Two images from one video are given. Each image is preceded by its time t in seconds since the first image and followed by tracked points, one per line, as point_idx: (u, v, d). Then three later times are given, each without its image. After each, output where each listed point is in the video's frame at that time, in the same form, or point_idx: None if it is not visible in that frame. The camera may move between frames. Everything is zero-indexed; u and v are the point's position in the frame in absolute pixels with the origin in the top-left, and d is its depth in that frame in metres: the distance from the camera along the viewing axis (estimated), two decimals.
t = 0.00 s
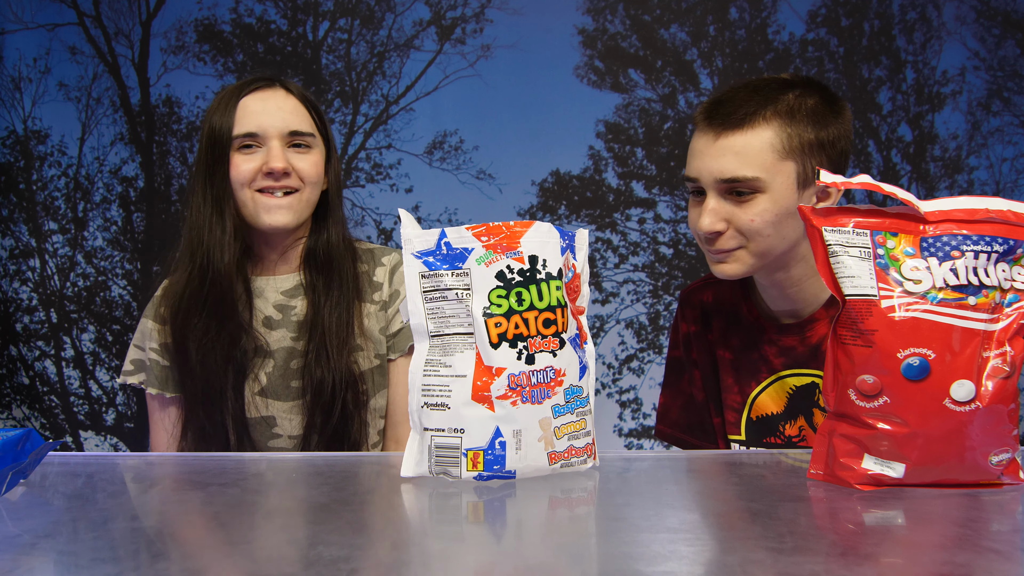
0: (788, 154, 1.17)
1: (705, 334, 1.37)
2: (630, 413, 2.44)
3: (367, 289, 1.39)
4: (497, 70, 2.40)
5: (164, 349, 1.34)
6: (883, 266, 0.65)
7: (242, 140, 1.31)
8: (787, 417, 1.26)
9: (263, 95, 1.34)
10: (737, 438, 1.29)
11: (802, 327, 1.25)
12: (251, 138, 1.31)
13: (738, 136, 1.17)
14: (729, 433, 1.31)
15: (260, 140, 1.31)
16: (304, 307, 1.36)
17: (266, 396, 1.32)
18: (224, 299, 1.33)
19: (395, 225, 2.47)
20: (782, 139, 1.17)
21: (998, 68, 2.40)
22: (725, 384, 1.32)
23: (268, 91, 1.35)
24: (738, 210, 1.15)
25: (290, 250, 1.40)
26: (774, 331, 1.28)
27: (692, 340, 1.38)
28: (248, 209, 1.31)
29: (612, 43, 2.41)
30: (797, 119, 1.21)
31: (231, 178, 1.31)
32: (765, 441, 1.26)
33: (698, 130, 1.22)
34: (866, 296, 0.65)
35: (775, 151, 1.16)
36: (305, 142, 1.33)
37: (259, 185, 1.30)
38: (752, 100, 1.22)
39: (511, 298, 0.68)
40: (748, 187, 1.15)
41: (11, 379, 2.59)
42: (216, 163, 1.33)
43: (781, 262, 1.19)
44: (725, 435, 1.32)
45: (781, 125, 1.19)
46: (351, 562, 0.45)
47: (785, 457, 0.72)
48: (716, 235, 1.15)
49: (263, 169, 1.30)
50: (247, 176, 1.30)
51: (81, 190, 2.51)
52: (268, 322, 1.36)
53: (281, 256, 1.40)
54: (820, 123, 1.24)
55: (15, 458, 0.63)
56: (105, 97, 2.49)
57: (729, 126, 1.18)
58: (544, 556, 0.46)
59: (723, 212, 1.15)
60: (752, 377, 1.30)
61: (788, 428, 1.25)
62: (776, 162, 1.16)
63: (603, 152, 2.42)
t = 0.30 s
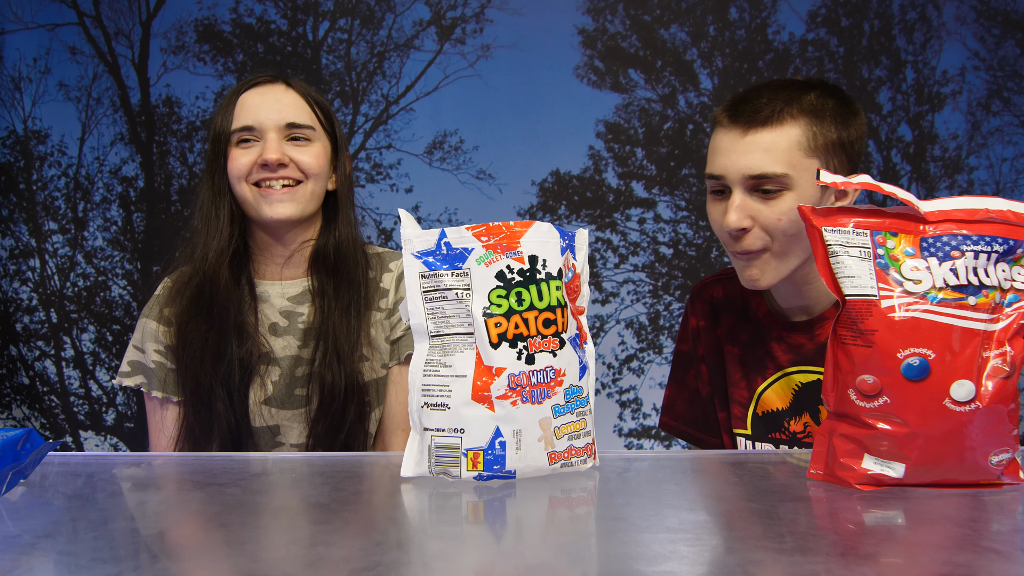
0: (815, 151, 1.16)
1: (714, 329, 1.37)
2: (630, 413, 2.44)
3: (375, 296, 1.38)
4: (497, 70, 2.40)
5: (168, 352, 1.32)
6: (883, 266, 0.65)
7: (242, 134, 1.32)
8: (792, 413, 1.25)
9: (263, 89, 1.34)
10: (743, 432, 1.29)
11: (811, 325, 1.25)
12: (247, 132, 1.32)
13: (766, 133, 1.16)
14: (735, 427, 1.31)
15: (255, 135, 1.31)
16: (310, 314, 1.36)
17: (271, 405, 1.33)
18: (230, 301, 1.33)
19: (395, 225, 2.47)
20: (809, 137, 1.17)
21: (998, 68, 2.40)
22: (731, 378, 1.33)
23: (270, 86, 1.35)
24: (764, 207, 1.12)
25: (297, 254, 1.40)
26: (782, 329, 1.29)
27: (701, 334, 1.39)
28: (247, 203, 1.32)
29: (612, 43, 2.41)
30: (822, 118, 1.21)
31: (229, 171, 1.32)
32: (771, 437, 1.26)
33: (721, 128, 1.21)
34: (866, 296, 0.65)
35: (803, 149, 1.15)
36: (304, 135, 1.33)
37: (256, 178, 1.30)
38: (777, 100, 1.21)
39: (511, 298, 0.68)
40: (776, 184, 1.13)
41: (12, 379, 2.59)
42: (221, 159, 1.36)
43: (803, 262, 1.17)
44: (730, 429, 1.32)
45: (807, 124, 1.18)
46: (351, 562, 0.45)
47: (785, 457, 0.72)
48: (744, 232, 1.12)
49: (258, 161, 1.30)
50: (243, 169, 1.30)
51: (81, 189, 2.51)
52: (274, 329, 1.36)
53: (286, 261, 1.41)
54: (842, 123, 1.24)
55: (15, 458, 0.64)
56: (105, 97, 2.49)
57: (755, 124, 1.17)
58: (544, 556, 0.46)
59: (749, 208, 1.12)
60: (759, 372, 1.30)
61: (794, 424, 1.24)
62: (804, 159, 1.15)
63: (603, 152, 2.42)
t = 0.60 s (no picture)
0: (834, 153, 1.17)
1: (720, 324, 1.38)
2: (630, 413, 2.44)
3: (376, 302, 1.37)
4: (497, 70, 2.40)
5: (163, 345, 1.33)
6: (883, 267, 0.65)
7: (248, 130, 1.31)
8: (796, 406, 1.25)
9: (272, 86, 1.35)
10: (747, 425, 1.29)
11: (814, 318, 1.25)
12: (253, 129, 1.31)
13: (788, 136, 1.15)
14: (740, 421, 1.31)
15: (260, 132, 1.31)
16: (308, 319, 1.36)
17: (266, 410, 1.33)
18: (230, 300, 1.33)
19: (395, 225, 2.47)
20: (828, 141, 1.17)
21: (998, 68, 2.40)
22: (736, 372, 1.33)
23: (280, 84, 1.36)
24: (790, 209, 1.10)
25: (298, 257, 1.41)
26: (787, 324, 1.29)
27: (709, 329, 1.40)
28: (250, 199, 1.30)
29: (612, 43, 2.41)
30: (837, 122, 1.21)
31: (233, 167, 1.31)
32: (776, 430, 1.26)
33: (739, 133, 1.19)
34: (866, 296, 0.65)
35: (824, 151, 1.15)
36: (310, 134, 1.33)
37: (261, 175, 1.28)
38: (792, 105, 1.21)
39: (511, 298, 0.68)
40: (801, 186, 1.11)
41: (12, 379, 2.58)
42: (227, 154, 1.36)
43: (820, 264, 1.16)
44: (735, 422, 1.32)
45: (825, 127, 1.18)
46: (351, 561, 0.45)
47: (785, 457, 0.72)
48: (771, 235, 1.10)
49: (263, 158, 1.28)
50: (249, 166, 1.28)
51: (81, 189, 2.51)
52: (271, 331, 1.35)
53: (284, 264, 1.41)
54: (855, 125, 1.25)
55: (15, 458, 0.64)
56: (105, 97, 2.49)
57: (774, 127, 1.16)
58: (544, 556, 0.46)
59: (775, 211, 1.10)
60: (762, 367, 1.30)
61: (798, 416, 1.24)
62: (825, 161, 1.15)
63: (603, 152, 2.42)
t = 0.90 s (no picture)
0: (825, 158, 1.18)
1: (718, 328, 1.39)
2: (630, 413, 2.44)
3: (376, 301, 1.37)
4: (497, 70, 2.40)
5: (163, 344, 1.32)
6: (883, 267, 0.65)
7: (255, 132, 1.31)
8: (794, 410, 1.25)
9: (280, 89, 1.36)
10: (747, 430, 1.29)
11: (810, 322, 1.25)
12: (261, 130, 1.31)
13: (779, 146, 1.15)
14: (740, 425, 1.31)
15: (269, 133, 1.31)
16: (309, 319, 1.36)
17: (266, 409, 1.32)
18: (233, 299, 1.33)
19: (395, 225, 2.47)
20: (818, 148, 1.17)
21: (998, 68, 2.40)
22: (736, 376, 1.33)
23: (287, 87, 1.37)
24: (787, 219, 1.09)
25: (299, 258, 1.41)
26: (784, 326, 1.29)
27: (707, 333, 1.41)
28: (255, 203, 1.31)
29: (612, 43, 2.41)
30: (824, 127, 1.22)
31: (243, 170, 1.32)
32: (776, 433, 1.26)
33: (729, 145, 1.19)
34: (866, 296, 0.65)
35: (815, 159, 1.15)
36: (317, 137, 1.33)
37: (267, 179, 1.29)
38: (778, 115, 1.21)
39: (511, 298, 0.68)
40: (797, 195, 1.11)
41: (12, 379, 2.58)
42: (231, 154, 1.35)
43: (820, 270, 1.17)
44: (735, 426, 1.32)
45: (813, 134, 1.19)
46: (351, 562, 0.45)
47: (785, 457, 0.72)
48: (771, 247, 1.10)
49: (272, 161, 1.29)
50: (260, 169, 1.29)
51: (81, 189, 2.51)
52: (272, 331, 1.35)
53: (286, 264, 1.41)
54: (838, 125, 1.26)
55: (15, 458, 0.64)
56: (105, 97, 2.49)
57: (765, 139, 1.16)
58: (544, 556, 0.46)
59: (773, 222, 1.10)
60: (761, 370, 1.30)
61: (797, 420, 1.24)
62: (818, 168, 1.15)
63: (603, 152, 2.42)
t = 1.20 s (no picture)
0: (801, 167, 1.17)
1: (706, 333, 1.40)
2: (630, 413, 2.44)
3: (376, 299, 1.37)
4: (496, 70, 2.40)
5: (167, 343, 1.32)
6: (883, 266, 0.65)
7: (258, 133, 1.32)
8: (787, 416, 1.26)
9: (282, 91, 1.36)
10: (741, 437, 1.29)
11: (798, 328, 1.26)
12: (263, 131, 1.31)
13: (754, 159, 1.14)
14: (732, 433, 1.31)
15: (270, 133, 1.31)
16: (310, 318, 1.36)
17: (268, 407, 1.32)
18: (237, 298, 1.33)
19: (395, 225, 2.47)
20: (793, 157, 1.16)
21: (998, 68, 2.40)
22: (727, 383, 1.33)
23: (289, 90, 1.37)
24: (769, 234, 1.10)
25: (301, 258, 1.41)
26: (771, 333, 1.30)
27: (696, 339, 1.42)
28: (259, 200, 1.29)
29: (612, 43, 2.41)
30: (796, 132, 1.21)
31: (244, 170, 1.31)
32: (770, 439, 1.26)
33: (702, 161, 1.18)
34: (866, 296, 0.65)
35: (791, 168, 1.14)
36: (320, 139, 1.33)
37: (271, 176, 1.28)
38: (750, 125, 1.20)
39: (511, 298, 0.68)
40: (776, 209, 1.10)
41: (12, 379, 2.58)
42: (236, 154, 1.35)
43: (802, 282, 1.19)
44: (727, 433, 1.32)
45: (786, 142, 1.18)
46: (351, 561, 0.45)
47: (785, 457, 0.72)
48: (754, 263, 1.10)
49: (274, 161, 1.29)
50: (263, 167, 1.29)
51: (81, 189, 2.51)
52: (273, 330, 1.35)
53: (287, 264, 1.42)
54: (811, 128, 1.25)
55: (15, 458, 0.64)
56: (105, 97, 2.49)
57: (738, 153, 1.15)
58: (544, 556, 0.46)
59: (754, 237, 1.10)
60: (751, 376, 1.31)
61: (790, 426, 1.24)
62: (793, 178, 1.14)
63: (603, 152, 2.42)
